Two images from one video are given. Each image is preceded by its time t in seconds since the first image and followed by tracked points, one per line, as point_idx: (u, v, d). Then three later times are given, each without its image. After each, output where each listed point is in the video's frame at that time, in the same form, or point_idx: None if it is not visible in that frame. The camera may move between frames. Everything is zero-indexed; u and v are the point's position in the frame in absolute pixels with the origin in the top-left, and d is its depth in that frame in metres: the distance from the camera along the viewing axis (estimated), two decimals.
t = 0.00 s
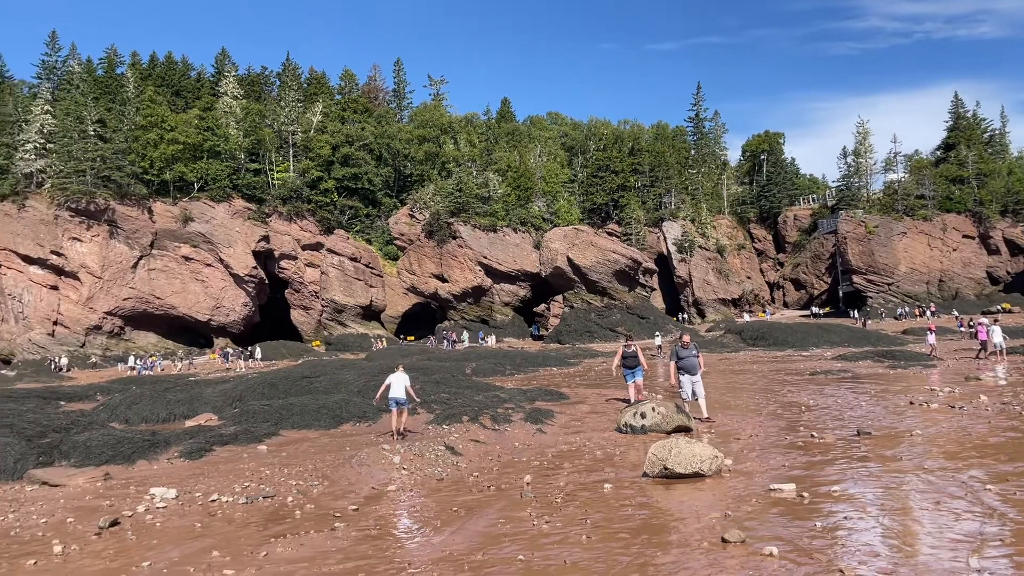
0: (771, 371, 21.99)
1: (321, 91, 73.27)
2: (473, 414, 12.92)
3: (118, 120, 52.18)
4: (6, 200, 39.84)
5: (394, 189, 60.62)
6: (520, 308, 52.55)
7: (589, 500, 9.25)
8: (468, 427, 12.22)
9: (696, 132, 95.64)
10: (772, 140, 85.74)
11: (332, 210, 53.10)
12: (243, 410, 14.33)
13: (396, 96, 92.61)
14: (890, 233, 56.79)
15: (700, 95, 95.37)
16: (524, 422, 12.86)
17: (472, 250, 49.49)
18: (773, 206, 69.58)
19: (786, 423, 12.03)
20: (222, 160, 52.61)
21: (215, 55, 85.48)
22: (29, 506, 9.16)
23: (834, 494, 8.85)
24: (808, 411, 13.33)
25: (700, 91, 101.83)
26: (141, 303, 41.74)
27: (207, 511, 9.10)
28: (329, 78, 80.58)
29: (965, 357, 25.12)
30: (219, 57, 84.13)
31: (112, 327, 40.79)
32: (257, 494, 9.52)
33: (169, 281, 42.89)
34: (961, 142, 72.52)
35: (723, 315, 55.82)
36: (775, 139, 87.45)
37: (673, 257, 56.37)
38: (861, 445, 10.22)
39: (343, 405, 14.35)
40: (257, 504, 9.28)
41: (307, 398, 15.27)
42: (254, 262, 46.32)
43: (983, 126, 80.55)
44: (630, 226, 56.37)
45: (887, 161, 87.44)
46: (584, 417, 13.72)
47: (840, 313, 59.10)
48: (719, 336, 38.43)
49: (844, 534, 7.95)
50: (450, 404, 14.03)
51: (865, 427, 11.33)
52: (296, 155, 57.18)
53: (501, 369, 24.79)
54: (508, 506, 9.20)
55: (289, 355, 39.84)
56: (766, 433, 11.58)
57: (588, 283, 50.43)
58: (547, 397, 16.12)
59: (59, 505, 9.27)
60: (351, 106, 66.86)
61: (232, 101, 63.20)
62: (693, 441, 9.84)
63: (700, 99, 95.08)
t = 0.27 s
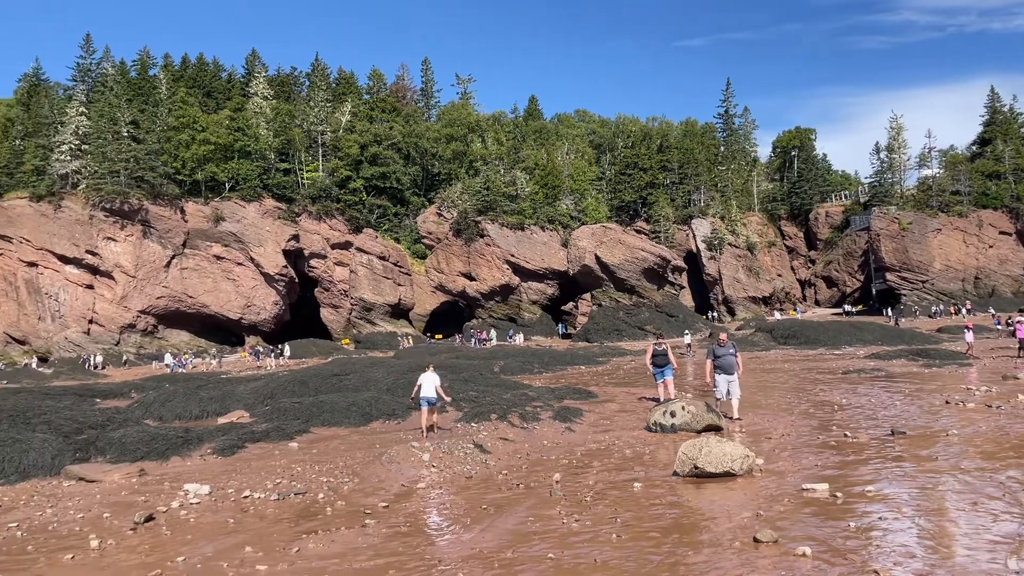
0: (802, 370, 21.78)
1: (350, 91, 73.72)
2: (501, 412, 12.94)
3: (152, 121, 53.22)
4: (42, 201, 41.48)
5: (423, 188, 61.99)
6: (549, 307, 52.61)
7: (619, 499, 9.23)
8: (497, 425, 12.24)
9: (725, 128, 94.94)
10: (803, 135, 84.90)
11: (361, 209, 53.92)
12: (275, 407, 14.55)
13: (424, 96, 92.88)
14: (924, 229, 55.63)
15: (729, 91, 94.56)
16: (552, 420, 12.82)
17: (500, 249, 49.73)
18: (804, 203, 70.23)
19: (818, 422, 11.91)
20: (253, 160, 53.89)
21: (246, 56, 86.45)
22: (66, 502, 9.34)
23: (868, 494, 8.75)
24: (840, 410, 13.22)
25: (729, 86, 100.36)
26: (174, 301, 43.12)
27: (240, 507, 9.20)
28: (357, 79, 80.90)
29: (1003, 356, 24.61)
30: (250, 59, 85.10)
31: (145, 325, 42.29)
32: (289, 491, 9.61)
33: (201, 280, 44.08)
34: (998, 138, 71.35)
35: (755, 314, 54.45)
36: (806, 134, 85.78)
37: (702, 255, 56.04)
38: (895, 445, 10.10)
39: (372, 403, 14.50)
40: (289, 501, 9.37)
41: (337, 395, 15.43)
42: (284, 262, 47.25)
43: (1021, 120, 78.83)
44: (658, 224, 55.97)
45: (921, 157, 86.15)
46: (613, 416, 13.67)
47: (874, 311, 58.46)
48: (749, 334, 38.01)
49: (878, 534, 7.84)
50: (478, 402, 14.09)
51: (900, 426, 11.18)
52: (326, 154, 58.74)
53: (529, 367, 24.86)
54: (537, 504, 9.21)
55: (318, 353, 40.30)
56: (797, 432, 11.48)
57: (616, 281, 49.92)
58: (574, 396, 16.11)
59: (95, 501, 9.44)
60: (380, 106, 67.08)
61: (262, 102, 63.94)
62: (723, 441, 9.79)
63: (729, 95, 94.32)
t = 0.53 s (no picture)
0: (834, 369, 21.55)
1: (377, 91, 74.10)
2: (529, 411, 12.97)
3: (184, 123, 54.24)
4: (77, 202, 42.64)
5: (450, 187, 61.71)
6: (576, 306, 52.23)
7: (648, 498, 9.23)
8: (526, 424, 12.26)
9: (754, 125, 94.09)
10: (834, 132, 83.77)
11: (389, 209, 54.61)
12: (305, 405, 14.76)
13: (451, 95, 93.12)
14: (958, 226, 54.66)
15: (758, 88, 93.67)
16: (581, 419, 12.81)
17: (527, 248, 49.41)
18: (834, 200, 68.45)
19: (850, 422, 11.80)
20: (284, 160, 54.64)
21: (275, 58, 87.32)
22: (104, 497, 9.54)
23: (901, 495, 8.63)
24: (873, 409, 13.10)
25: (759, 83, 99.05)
26: (206, 300, 44.00)
27: (272, 504, 9.33)
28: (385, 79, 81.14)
29: None
30: (279, 61, 85.94)
31: (178, 324, 43.25)
32: (320, 487, 9.74)
33: (232, 279, 44.96)
34: None
35: (784, 313, 53.20)
36: (836, 131, 84.74)
37: (731, 253, 55.11)
38: (929, 445, 9.99)
39: (402, 400, 14.63)
40: (320, 498, 9.49)
41: (366, 393, 15.59)
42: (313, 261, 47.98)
43: None
44: (687, 221, 56.01)
45: (955, 152, 84.81)
46: (642, 415, 13.63)
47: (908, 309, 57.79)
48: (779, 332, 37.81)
49: (912, 535, 7.70)
50: (507, 400, 14.15)
51: (935, 426, 11.05)
52: (354, 154, 58.69)
53: (557, 366, 24.90)
54: (566, 502, 9.24)
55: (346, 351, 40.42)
56: (829, 431, 11.41)
57: (644, 279, 49.18)
58: (602, 395, 16.07)
59: (131, 496, 9.63)
60: (407, 106, 67.16)
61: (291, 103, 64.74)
62: (754, 440, 9.77)
63: (758, 92, 93.39)
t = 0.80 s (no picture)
0: (866, 369, 21.27)
1: (404, 91, 74.30)
2: (557, 411, 12.96)
3: (213, 125, 54.95)
4: (110, 203, 43.32)
5: (476, 186, 61.53)
6: (602, 304, 52.08)
7: (677, 499, 9.19)
8: (553, 423, 12.26)
9: (783, 121, 93.13)
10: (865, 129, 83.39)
11: (416, 209, 54.61)
12: (335, 404, 14.93)
13: (477, 95, 93.05)
14: (992, 223, 53.66)
15: (786, 84, 92.66)
16: (608, 418, 12.76)
17: (554, 247, 49.38)
18: (866, 197, 68.25)
19: (882, 422, 11.65)
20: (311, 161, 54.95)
21: (303, 59, 88.10)
22: (137, 494, 9.69)
23: (936, 497, 8.48)
24: (906, 410, 12.95)
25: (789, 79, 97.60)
26: (235, 300, 44.74)
27: (302, 502, 9.41)
28: (412, 79, 81.16)
29: None
30: (307, 62, 86.68)
31: (208, 324, 44.04)
32: (350, 486, 9.81)
33: (261, 279, 45.55)
34: None
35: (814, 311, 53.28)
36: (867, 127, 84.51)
37: (760, 251, 54.82)
38: (964, 447, 9.85)
39: (429, 399, 14.71)
40: (349, 496, 9.56)
41: (394, 393, 15.70)
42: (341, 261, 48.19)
43: None
44: (715, 220, 55.80)
45: (989, 149, 83.39)
46: (670, 415, 13.57)
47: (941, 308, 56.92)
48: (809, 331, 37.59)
49: (947, 537, 7.52)
50: (535, 400, 14.18)
51: (970, 427, 10.90)
52: (381, 154, 59.17)
53: (584, 365, 24.87)
54: (595, 503, 9.23)
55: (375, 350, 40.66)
56: (861, 432, 11.32)
57: (672, 279, 49.19)
58: (630, 395, 16.02)
59: (164, 494, 9.76)
60: (433, 105, 67.14)
61: (319, 104, 65.27)
62: (785, 441, 9.72)
63: (786, 89, 92.35)
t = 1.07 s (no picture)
0: (898, 368, 20.96)
1: (430, 92, 74.48)
2: (585, 411, 12.94)
3: (243, 127, 55.64)
4: (143, 205, 45.03)
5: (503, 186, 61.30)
6: (629, 303, 51.83)
7: (707, 499, 9.14)
8: (581, 422, 12.24)
9: (813, 118, 92.02)
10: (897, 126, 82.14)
11: (442, 209, 54.50)
12: (364, 403, 15.10)
13: (504, 95, 92.80)
14: None
15: (816, 81, 91.52)
16: (637, 418, 12.71)
17: (580, 246, 49.55)
18: (897, 195, 66.35)
19: (916, 423, 11.50)
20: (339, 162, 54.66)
21: (331, 61, 88.80)
22: (171, 492, 9.82)
23: (973, 499, 8.33)
24: (941, 410, 12.76)
25: (819, 76, 96.21)
26: (265, 300, 45.39)
27: (332, 501, 9.47)
28: (439, 80, 81.25)
29: None
30: (334, 64, 87.28)
31: (238, 323, 44.79)
32: (379, 485, 9.87)
33: (290, 279, 46.10)
34: None
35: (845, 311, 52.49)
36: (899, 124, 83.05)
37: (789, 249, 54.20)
38: (1001, 448, 9.69)
39: (457, 398, 14.80)
40: (379, 495, 9.62)
41: (422, 392, 15.83)
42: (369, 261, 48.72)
43: None
44: (743, 219, 55.36)
45: None
46: (699, 415, 13.50)
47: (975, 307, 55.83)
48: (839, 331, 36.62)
49: (984, 539, 7.39)
50: (562, 400, 14.19)
51: (1007, 428, 10.72)
52: (408, 155, 58.53)
53: (611, 364, 24.79)
54: (624, 502, 9.20)
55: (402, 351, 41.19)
56: (894, 432, 11.21)
57: (700, 278, 48.53)
58: (658, 395, 15.95)
59: (197, 491, 9.88)
60: (460, 105, 67.04)
61: (347, 106, 65.73)
62: (816, 441, 9.64)
63: (816, 85, 91.22)
